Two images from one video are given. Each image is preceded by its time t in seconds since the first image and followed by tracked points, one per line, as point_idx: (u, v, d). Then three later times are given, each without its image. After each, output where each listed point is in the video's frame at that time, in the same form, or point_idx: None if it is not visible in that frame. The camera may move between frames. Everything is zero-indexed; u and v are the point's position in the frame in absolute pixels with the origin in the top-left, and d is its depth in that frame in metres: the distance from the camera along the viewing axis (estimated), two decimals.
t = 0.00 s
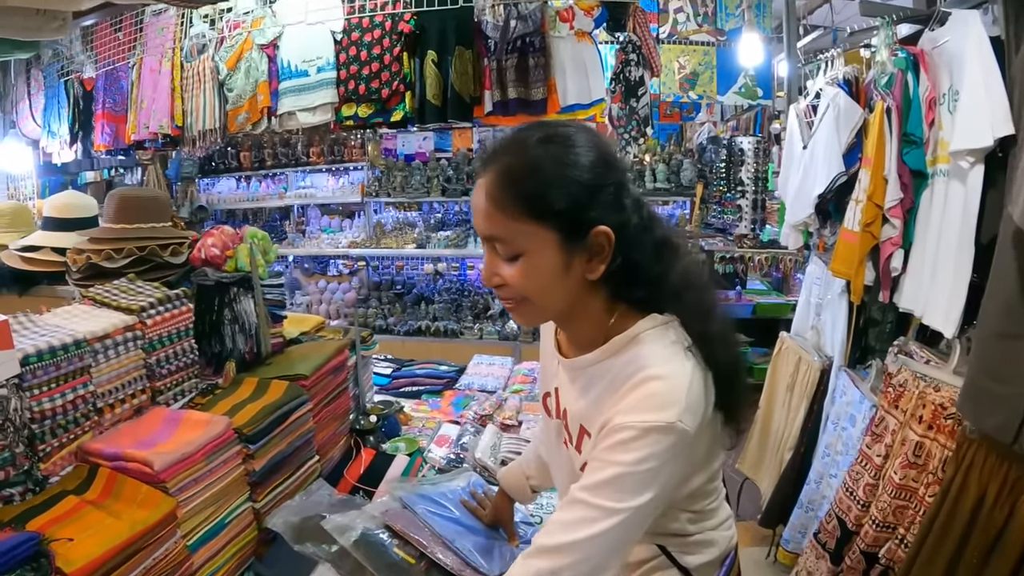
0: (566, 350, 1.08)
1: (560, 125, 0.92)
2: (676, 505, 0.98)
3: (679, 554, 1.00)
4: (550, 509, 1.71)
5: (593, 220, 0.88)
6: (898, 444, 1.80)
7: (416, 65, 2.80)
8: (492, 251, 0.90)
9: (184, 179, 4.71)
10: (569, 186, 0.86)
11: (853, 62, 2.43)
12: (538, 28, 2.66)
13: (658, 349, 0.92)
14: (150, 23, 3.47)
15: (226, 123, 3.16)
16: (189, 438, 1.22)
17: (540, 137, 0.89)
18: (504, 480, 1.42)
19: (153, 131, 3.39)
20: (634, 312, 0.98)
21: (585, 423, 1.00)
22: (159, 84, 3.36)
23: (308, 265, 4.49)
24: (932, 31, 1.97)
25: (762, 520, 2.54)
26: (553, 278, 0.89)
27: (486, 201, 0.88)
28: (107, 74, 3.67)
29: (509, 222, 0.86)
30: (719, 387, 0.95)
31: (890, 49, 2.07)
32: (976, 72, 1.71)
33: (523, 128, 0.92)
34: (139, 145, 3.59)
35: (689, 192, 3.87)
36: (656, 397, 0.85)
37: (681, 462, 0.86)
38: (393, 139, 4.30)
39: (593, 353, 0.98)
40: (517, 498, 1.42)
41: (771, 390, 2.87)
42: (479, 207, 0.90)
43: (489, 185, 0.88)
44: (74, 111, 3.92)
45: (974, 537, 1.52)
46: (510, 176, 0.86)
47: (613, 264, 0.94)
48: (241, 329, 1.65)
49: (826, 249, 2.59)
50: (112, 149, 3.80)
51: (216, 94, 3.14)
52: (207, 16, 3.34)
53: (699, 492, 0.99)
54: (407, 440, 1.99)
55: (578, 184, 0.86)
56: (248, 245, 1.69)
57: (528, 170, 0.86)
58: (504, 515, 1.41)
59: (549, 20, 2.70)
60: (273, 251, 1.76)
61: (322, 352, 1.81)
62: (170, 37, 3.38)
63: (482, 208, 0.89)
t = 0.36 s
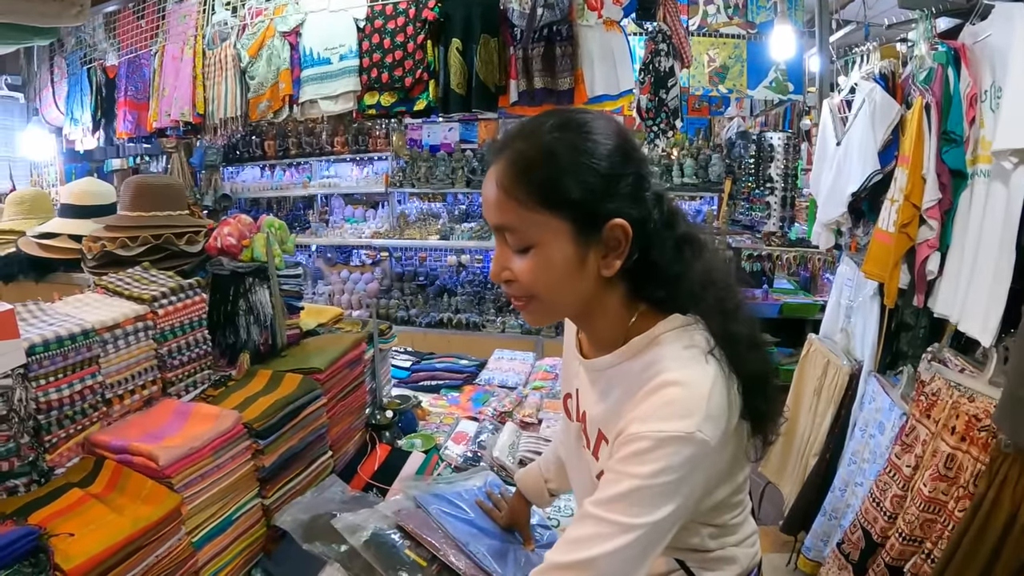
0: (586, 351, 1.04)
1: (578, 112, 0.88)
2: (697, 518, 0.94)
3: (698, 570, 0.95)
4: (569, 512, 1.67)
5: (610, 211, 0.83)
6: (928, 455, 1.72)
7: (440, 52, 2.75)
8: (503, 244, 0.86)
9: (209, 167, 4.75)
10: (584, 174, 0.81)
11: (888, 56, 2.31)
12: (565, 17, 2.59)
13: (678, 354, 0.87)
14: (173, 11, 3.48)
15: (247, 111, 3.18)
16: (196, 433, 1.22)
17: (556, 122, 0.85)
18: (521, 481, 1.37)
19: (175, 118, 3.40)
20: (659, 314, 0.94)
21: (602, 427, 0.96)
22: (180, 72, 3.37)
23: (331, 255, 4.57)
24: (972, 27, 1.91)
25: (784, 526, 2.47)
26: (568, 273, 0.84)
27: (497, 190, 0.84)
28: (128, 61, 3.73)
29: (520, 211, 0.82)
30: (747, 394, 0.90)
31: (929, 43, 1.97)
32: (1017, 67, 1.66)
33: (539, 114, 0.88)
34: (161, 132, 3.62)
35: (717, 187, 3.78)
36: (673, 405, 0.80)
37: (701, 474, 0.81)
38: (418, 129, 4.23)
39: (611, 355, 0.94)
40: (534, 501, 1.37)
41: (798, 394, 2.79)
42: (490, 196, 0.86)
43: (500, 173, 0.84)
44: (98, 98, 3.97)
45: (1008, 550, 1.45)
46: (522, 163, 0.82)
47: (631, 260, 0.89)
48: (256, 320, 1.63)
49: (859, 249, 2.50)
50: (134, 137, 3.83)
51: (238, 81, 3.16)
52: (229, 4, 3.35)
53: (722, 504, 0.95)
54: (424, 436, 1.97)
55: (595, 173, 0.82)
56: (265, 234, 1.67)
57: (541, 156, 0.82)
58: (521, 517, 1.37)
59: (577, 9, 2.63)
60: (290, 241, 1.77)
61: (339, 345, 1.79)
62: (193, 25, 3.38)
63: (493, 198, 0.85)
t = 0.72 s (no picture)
0: (582, 358, 1.02)
1: (577, 122, 0.86)
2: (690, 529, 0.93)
3: None
4: (566, 520, 1.66)
5: (613, 226, 0.81)
6: (929, 463, 1.70)
7: (437, 54, 2.74)
8: (503, 260, 0.84)
9: (207, 168, 4.75)
10: (588, 189, 0.79)
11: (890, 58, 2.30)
12: (562, 18, 2.54)
13: (673, 364, 0.84)
14: (169, 13, 3.45)
15: (243, 113, 3.17)
16: (186, 443, 1.20)
17: (557, 134, 0.82)
18: (517, 489, 1.35)
19: (171, 120, 3.37)
20: (654, 323, 0.91)
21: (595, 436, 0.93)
22: (176, 73, 3.34)
23: (330, 256, 4.56)
24: (976, 28, 1.89)
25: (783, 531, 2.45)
26: (571, 290, 0.82)
27: (498, 205, 0.82)
28: (125, 62, 3.72)
29: (524, 229, 0.80)
30: (743, 404, 0.88)
31: (932, 44, 1.95)
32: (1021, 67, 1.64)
33: (538, 124, 0.85)
34: (158, 134, 3.60)
35: (717, 188, 3.78)
36: (669, 420, 0.78)
37: (704, 487, 0.79)
38: (418, 130, 4.22)
39: (606, 366, 0.91)
40: (530, 510, 1.34)
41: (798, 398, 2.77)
42: (489, 210, 0.83)
43: (501, 187, 0.82)
44: (95, 99, 3.94)
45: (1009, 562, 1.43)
46: (524, 178, 0.80)
47: (631, 274, 0.88)
48: (249, 325, 1.61)
49: (860, 253, 2.48)
50: (130, 138, 3.82)
51: (234, 83, 3.15)
52: (225, 5, 3.33)
53: (719, 514, 0.93)
54: (419, 442, 1.94)
55: (598, 187, 0.80)
56: (258, 239, 1.67)
57: (545, 170, 0.79)
58: (516, 527, 1.33)
59: (574, 10, 2.58)
60: (284, 246, 1.75)
61: (332, 351, 1.77)
62: (189, 26, 3.35)
63: (493, 213, 0.82)
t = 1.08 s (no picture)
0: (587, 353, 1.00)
1: (565, 122, 0.85)
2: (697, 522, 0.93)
3: None
4: (566, 522, 1.65)
5: (608, 222, 0.81)
6: (931, 465, 1.69)
7: (437, 54, 2.72)
8: (502, 264, 0.83)
9: (209, 168, 4.76)
10: (580, 188, 0.79)
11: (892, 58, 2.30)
12: (564, 18, 2.54)
13: (682, 358, 0.83)
14: (169, 13, 3.45)
15: (244, 113, 3.17)
16: (185, 445, 1.20)
17: (546, 135, 0.82)
18: (517, 491, 1.34)
19: (172, 120, 3.37)
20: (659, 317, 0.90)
21: (605, 434, 0.91)
22: (176, 74, 3.34)
23: (331, 256, 4.56)
24: (978, 29, 1.89)
25: (784, 532, 2.45)
26: (571, 288, 0.81)
27: (493, 210, 0.81)
28: (126, 62, 3.71)
29: (520, 232, 0.79)
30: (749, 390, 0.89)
31: (934, 44, 1.94)
32: None
33: (527, 127, 0.85)
34: (158, 134, 3.59)
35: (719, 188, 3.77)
36: (691, 416, 0.76)
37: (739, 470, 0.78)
38: (419, 130, 4.24)
39: (612, 364, 0.90)
40: (530, 511, 1.34)
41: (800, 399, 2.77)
42: (484, 216, 0.83)
43: (494, 192, 0.81)
44: (95, 99, 3.94)
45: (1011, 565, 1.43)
46: (516, 182, 0.79)
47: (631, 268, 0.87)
48: (249, 327, 1.61)
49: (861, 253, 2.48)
50: (131, 139, 3.83)
51: (235, 83, 3.15)
52: (226, 4, 3.33)
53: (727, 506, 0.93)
54: (419, 444, 1.94)
55: (590, 186, 0.79)
56: (258, 240, 1.66)
57: (536, 173, 0.79)
58: (516, 529, 1.33)
59: (576, 10, 2.58)
60: (284, 247, 1.74)
61: (332, 352, 1.77)
62: (190, 26, 3.37)
63: (489, 219, 0.82)
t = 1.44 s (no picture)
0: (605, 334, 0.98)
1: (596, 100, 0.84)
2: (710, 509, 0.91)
3: None
4: (565, 530, 1.60)
5: (637, 189, 0.78)
6: (939, 472, 1.65)
7: (435, 50, 2.70)
8: (535, 232, 0.80)
9: (208, 166, 4.73)
10: (612, 155, 0.77)
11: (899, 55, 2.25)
12: (564, 13, 2.50)
13: (709, 328, 0.82)
14: (166, 10, 3.43)
15: (240, 111, 3.13)
16: (172, 451, 1.17)
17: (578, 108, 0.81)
18: (517, 497, 1.31)
19: (167, 118, 3.34)
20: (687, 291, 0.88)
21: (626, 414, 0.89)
22: (172, 71, 3.31)
23: (331, 255, 4.55)
24: (988, 24, 1.85)
25: (788, 537, 2.41)
26: (604, 254, 0.78)
27: (527, 178, 0.79)
28: (122, 60, 3.67)
29: (554, 196, 0.77)
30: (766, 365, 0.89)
31: (943, 41, 1.91)
32: None
33: (557, 104, 0.84)
34: (155, 132, 3.56)
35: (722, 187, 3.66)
36: (720, 383, 0.75)
37: (766, 436, 0.79)
38: (420, 128, 4.18)
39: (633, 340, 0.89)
40: (530, 519, 1.31)
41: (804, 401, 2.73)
42: (518, 186, 0.80)
43: (529, 160, 0.79)
44: (92, 97, 3.90)
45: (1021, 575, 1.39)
46: (549, 150, 0.77)
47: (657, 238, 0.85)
48: (241, 329, 1.58)
49: (868, 253, 2.45)
50: (128, 137, 3.79)
51: (231, 81, 3.12)
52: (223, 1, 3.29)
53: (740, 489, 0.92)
54: (415, 448, 1.90)
55: (621, 152, 0.77)
56: (250, 240, 1.63)
57: (568, 141, 0.77)
58: (513, 537, 1.30)
59: (576, 5, 2.54)
60: (276, 247, 1.72)
61: (327, 354, 1.74)
62: (186, 23, 3.34)
63: (522, 188, 0.79)
